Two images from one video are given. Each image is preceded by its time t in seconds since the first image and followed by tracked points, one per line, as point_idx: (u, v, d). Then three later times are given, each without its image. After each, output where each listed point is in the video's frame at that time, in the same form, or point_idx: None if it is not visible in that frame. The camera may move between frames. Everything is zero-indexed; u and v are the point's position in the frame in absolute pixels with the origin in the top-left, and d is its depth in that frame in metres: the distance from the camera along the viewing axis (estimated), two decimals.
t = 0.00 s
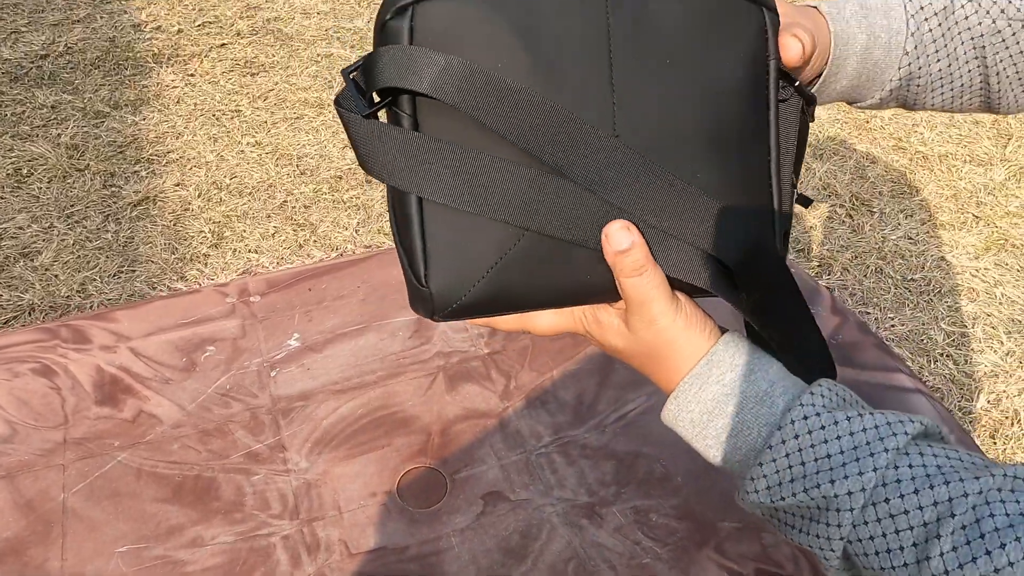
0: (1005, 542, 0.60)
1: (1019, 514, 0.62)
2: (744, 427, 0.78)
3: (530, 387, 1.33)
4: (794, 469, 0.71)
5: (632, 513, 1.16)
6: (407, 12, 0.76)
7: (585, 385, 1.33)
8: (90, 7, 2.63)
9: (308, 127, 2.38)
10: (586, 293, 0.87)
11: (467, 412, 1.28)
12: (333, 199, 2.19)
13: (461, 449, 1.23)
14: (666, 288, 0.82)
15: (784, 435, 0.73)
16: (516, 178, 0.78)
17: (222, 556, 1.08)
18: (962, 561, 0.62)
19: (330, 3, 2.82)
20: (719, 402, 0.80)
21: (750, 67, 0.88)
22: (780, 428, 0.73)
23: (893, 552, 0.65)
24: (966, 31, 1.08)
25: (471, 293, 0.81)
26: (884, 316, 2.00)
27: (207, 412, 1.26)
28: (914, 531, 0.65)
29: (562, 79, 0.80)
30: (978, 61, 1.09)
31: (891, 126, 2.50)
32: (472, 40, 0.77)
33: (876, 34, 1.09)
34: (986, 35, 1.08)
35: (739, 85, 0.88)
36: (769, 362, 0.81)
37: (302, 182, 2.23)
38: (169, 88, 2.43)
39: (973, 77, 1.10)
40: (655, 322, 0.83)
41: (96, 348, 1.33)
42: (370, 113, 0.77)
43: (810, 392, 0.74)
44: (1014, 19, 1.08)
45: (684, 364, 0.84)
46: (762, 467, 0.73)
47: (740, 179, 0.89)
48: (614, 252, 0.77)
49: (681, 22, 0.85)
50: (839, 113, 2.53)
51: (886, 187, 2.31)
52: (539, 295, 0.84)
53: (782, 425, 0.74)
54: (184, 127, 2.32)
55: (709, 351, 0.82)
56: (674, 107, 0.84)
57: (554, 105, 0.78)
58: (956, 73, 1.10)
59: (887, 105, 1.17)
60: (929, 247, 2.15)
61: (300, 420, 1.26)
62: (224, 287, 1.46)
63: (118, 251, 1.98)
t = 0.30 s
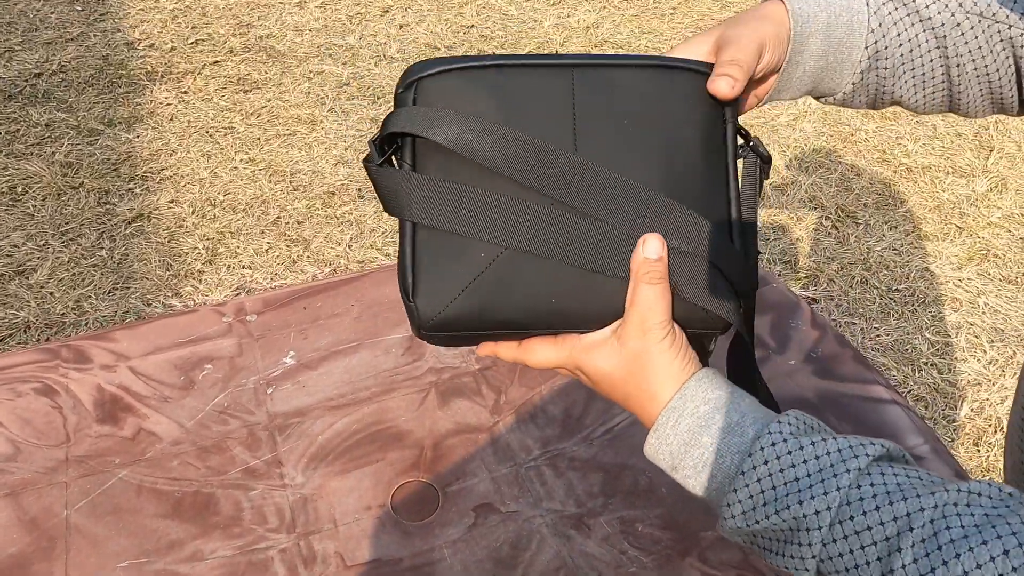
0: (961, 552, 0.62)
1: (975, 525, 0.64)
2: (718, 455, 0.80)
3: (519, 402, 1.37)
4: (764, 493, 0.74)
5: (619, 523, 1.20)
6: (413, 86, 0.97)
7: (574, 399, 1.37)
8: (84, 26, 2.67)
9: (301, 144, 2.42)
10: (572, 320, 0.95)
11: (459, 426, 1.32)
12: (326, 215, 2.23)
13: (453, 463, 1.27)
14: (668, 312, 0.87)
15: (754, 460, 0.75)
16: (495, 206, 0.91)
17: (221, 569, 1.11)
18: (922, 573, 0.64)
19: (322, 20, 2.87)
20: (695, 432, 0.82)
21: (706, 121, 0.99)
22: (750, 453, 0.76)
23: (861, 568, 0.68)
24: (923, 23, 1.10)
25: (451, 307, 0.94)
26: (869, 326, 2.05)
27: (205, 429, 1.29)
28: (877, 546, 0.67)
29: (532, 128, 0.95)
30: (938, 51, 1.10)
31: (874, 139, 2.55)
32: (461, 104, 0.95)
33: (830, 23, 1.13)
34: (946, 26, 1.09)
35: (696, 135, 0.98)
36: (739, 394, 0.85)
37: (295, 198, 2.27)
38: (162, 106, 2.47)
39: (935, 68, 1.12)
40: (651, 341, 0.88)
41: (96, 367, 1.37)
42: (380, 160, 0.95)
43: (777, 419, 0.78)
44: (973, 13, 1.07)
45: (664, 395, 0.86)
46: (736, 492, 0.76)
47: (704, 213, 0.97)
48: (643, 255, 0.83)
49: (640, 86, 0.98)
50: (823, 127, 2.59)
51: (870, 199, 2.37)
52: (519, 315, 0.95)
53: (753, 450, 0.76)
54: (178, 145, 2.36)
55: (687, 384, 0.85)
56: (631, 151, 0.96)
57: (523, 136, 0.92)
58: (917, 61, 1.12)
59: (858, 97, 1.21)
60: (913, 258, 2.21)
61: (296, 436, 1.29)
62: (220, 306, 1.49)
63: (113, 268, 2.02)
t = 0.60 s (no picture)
0: (939, 558, 0.63)
1: (951, 531, 0.65)
2: (700, 472, 0.81)
3: (509, 411, 1.39)
4: (746, 508, 0.75)
5: (607, 529, 1.22)
6: (420, 117, 1.03)
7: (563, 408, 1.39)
8: (77, 39, 2.69)
9: (294, 155, 2.44)
10: (561, 342, 0.97)
11: (450, 436, 1.34)
12: (319, 226, 2.25)
13: (444, 472, 1.29)
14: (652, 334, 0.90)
15: (736, 475, 0.77)
16: (488, 226, 0.94)
17: None
18: None
19: (314, 32, 2.89)
20: (677, 451, 0.84)
21: (692, 161, 1.04)
22: (732, 468, 0.78)
23: None
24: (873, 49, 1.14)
25: (442, 324, 0.96)
26: (858, 332, 2.08)
27: (199, 440, 1.31)
28: (859, 555, 0.68)
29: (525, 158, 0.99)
30: (890, 72, 1.15)
31: (861, 147, 2.59)
32: (462, 132, 1.01)
33: (780, 62, 1.18)
34: (893, 49, 1.13)
35: (683, 174, 1.03)
36: (720, 415, 0.87)
37: (289, 209, 2.29)
38: (156, 118, 2.49)
39: (890, 88, 1.16)
40: (634, 361, 0.90)
41: (91, 380, 1.38)
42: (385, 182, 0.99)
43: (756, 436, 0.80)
44: (916, 33, 1.12)
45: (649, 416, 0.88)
46: (720, 507, 0.77)
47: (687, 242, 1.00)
48: (626, 279, 0.88)
49: (631, 133, 1.04)
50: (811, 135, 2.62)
51: (857, 207, 2.40)
52: (509, 335, 0.96)
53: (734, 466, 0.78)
54: (172, 157, 2.38)
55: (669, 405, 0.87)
56: (618, 184, 1.00)
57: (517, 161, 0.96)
58: (871, 84, 1.16)
59: (824, 124, 1.24)
60: (900, 264, 2.24)
61: (289, 447, 1.31)
62: (213, 319, 1.51)
63: (107, 281, 2.03)
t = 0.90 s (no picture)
0: (947, 558, 0.62)
1: (959, 530, 0.64)
2: (701, 475, 0.79)
3: (505, 415, 1.37)
4: (749, 510, 0.73)
5: (604, 534, 1.21)
6: (411, 111, 1.02)
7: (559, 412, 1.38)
8: (70, 46, 2.68)
9: (287, 161, 2.43)
10: (557, 343, 0.96)
11: (444, 440, 1.33)
12: (313, 232, 2.24)
13: (439, 477, 1.27)
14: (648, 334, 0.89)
15: (737, 477, 0.75)
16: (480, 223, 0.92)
17: None
18: None
19: (308, 38, 2.89)
20: (676, 453, 0.82)
21: (689, 158, 1.02)
22: (733, 470, 0.76)
23: None
24: (873, 44, 1.13)
25: (435, 324, 0.95)
26: (854, 335, 2.07)
27: (189, 446, 1.29)
28: (865, 557, 0.66)
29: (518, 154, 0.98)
30: (889, 67, 1.14)
31: (856, 150, 2.58)
32: (454, 127, 1.00)
33: (779, 57, 1.17)
34: (893, 44, 1.12)
35: (681, 171, 1.01)
36: (718, 416, 0.85)
37: (282, 216, 2.27)
38: (149, 125, 2.47)
39: (889, 82, 1.16)
40: (630, 362, 0.89)
41: (80, 387, 1.36)
42: (375, 178, 0.98)
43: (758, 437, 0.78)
44: (916, 28, 1.11)
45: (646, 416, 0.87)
46: (722, 510, 0.75)
47: (682, 241, 0.98)
48: (619, 278, 0.86)
49: (628, 128, 1.03)
50: (806, 138, 2.62)
51: (853, 210, 2.39)
52: (503, 334, 0.96)
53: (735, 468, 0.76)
54: (165, 164, 2.37)
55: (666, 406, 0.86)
56: (613, 180, 0.99)
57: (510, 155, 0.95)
58: (871, 79, 1.16)
59: (822, 119, 1.23)
60: (896, 267, 2.23)
61: (281, 453, 1.29)
62: (205, 324, 1.50)
63: (99, 288, 2.01)
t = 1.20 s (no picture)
0: (956, 571, 0.61)
1: (965, 541, 0.63)
2: (692, 481, 0.78)
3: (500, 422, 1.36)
4: (745, 516, 0.71)
5: (602, 542, 1.19)
6: (400, 159, 1.00)
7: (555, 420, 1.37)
8: (63, 53, 2.66)
9: (282, 167, 2.41)
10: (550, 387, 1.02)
11: (439, 448, 1.31)
12: (308, 238, 2.22)
13: (434, 485, 1.26)
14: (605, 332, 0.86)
15: (732, 481, 0.73)
16: (472, 284, 0.96)
17: None
18: None
19: (303, 45, 2.87)
20: (665, 459, 0.80)
21: (686, 201, 1.05)
22: (727, 473, 0.74)
23: None
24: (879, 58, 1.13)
25: (436, 380, 1.01)
26: (851, 339, 2.06)
27: (180, 456, 1.27)
28: (868, 569, 0.65)
29: (513, 212, 1.00)
30: (895, 82, 1.14)
31: (852, 154, 2.58)
32: (447, 181, 1.00)
33: (785, 80, 1.16)
34: (899, 58, 1.12)
35: (674, 216, 1.04)
36: (703, 421, 0.83)
37: (277, 222, 2.25)
38: (143, 132, 2.46)
39: (894, 96, 1.15)
40: (597, 368, 0.86)
41: (69, 397, 1.34)
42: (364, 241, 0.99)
43: (750, 441, 0.76)
44: (922, 40, 1.11)
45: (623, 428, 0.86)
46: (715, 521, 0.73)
47: (675, 293, 1.03)
48: (565, 286, 0.81)
49: (622, 171, 1.04)
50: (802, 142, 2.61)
51: (849, 213, 2.39)
52: (499, 388, 1.02)
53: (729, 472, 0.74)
54: (158, 170, 2.35)
55: (648, 410, 0.85)
56: (608, 232, 1.02)
57: (507, 222, 0.96)
58: (876, 94, 1.15)
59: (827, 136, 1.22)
60: (893, 270, 2.22)
61: (274, 462, 1.27)
62: (197, 332, 1.48)
63: (92, 296, 1.99)
